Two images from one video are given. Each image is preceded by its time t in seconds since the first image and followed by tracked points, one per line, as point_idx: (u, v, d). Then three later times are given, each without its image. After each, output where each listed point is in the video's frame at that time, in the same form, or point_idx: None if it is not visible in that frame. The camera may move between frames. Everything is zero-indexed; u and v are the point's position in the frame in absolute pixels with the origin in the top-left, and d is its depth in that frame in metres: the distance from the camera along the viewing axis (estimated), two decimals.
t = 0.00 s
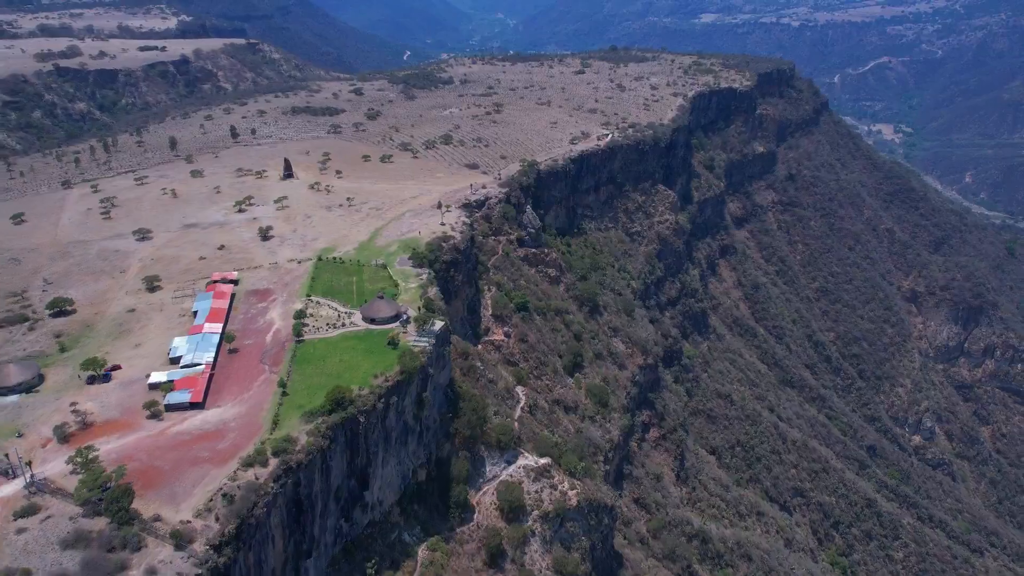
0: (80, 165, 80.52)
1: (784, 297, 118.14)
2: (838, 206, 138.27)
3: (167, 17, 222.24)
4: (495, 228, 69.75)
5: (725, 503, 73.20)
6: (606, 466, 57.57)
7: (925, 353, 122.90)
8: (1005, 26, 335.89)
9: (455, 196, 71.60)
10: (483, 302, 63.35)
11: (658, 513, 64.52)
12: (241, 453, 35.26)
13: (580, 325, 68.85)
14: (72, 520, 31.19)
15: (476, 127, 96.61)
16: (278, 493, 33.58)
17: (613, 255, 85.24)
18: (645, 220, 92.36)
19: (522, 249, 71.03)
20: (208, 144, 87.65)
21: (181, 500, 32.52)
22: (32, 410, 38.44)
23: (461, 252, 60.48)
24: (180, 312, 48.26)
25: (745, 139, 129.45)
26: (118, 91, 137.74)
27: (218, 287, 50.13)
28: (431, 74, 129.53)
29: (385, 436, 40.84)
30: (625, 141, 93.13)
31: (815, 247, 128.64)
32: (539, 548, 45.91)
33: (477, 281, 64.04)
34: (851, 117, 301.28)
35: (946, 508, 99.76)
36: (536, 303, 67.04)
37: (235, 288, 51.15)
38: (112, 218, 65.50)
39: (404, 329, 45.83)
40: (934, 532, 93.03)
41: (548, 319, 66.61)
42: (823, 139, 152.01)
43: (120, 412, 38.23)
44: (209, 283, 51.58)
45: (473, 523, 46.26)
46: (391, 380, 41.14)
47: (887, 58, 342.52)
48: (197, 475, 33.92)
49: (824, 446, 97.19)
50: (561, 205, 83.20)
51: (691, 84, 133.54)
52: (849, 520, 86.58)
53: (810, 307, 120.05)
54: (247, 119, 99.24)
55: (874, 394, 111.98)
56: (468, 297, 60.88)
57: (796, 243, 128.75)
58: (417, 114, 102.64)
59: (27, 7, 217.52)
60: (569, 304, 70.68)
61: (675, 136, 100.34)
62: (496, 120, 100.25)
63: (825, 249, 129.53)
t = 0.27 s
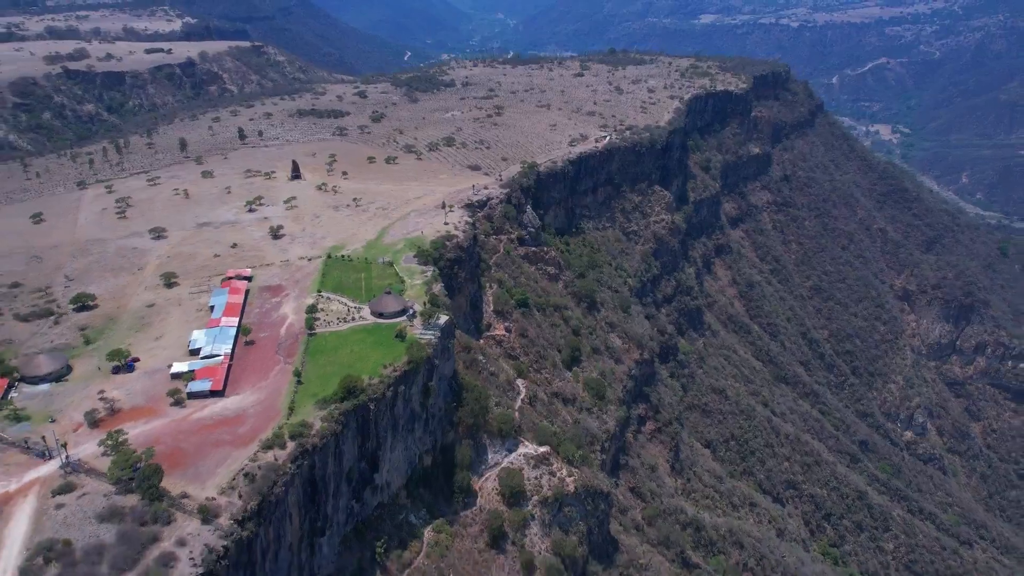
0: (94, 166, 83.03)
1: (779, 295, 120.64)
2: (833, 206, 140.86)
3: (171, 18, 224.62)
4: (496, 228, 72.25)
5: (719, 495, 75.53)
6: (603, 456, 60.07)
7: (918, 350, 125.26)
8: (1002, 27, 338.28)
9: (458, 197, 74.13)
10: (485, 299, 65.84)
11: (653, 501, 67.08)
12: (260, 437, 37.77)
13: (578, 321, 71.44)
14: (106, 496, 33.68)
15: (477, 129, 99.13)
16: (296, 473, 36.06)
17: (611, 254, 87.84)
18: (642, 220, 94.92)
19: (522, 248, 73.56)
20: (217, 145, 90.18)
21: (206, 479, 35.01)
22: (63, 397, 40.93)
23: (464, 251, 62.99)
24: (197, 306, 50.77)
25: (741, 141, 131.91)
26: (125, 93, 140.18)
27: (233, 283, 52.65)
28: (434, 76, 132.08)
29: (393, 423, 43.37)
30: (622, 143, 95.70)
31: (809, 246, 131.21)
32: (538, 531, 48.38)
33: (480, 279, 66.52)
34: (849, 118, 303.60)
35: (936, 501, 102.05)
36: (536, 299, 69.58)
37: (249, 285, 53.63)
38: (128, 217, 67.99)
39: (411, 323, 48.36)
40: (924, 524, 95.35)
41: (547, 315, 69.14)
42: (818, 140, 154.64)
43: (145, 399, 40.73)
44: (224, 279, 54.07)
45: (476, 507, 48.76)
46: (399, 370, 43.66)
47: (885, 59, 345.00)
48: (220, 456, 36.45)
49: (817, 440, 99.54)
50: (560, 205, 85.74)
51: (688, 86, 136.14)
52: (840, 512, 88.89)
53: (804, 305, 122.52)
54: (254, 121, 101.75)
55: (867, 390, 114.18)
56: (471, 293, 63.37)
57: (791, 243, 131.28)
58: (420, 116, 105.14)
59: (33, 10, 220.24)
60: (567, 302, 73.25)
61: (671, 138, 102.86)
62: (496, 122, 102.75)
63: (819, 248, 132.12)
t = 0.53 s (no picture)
0: (110, 167, 86.14)
1: (773, 293, 123.76)
2: (826, 206, 144.01)
3: (176, 20, 227.55)
4: (498, 227, 75.48)
5: (711, 485, 78.61)
6: (599, 444, 63.23)
7: (909, 347, 128.29)
8: (999, 29, 340.83)
9: (461, 197, 77.37)
10: (489, 295, 69.06)
11: (647, 489, 70.38)
12: (281, 419, 40.94)
13: (576, 317, 74.66)
14: (143, 471, 36.88)
15: (480, 132, 102.33)
16: (315, 451, 39.26)
17: (608, 252, 90.98)
18: (639, 220, 98.10)
19: (523, 246, 76.79)
20: (228, 147, 93.33)
21: (234, 456, 38.19)
22: (96, 383, 44.13)
23: (468, 249, 66.21)
24: (217, 300, 53.95)
25: (736, 143, 135.11)
26: (134, 95, 143.23)
27: (251, 278, 55.85)
28: (436, 79, 135.12)
29: (402, 408, 46.61)
30: (620, 145, 98.91)
31: (803, 246, 134.20)
32: (538, 512, 51.61)
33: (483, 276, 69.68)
34: (846, 119, 306.46)
35: (925, 494, 104.93)
36: (536, 296, 72.81)
37: (265, 280, 56.82)
38: (146, 216, 71.12)
39: (419, 315, 51.57)
40: (911, 515, 98.26)
41: (547, 310, 72.35)
42: (813, 142, 157.81)
43: (173, 384, 43.91)
44: (241, 275, 57.26)
45: (479, 489, 52.00)
46: (408, 359, 46.88)
47: (883, 60, 347.82)
48: (245, 436, 39.64)
49: (809, 434, 102.61)
50: (559, 205, 88.91)
51: (685, 90, 139.33)
52: (830, 503, 91.83)
53: (798, 303, 125.61)
54: (262, 123, 104.88)
55: (859, 386, 117.25)
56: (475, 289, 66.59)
57: (785, 242, 134.40)
58: (424, 119, 108.26)
59: (41, 12, 223.38)
60: (566, 298, 76.46)
61: (668, 141, 106.04)
62: (498, 125, 105.94)
63: (813, 248, 135.19)
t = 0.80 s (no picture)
0: (125, 168, 89.10)
1: (767, 291, 126.64)
2: (821, 206, 146.85)
3: (181, 22, 230.26)
4: (499, 226, 78.43)
5: (705, 475, 81.45)
6: (596, 433, 66.07)
7: (902, 344, 130.91)
8: (997, 29, 342.81)
9: (464, 197, 80.34)
10: (491, 290, 71.96)
11: (643, 477, 73.60)
12: (298, 405, 43.81)
13: (575, 312, 77.55)
14: (171, 451, 39.77)
15: (481, 134, 105.27)
16: (330, 434, 42.13)
17: (606, 251, 93.87)
18: (636, 219, 100.98)
19: (523, 245, 79.73)
20: (237, 149, 96.24)
21: (255, 438, 41.11)
22: (123, 371, 47.03)
23: (471, 246, 69.13)
24: (233, 295, 56.86)
25: (731, 144, 138.14)
26: (142, 97, 146.10)
27: (265, 274, 58.77)
28: (439, 82, 138.02)
29: (410, 396, 49.49)
30: (618, 146, 101.80)
31: (798, 244, 137.01)
32: (538, 496, 54.50)
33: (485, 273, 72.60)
34: (844, 120, 309.21)
35: (915, 487, 107.44)
36: (536, 292, 75.73)
37: (278, 276, 59.73)
38: (161, 215, 74.03)
39: (425, 309, 54.51)
40: (900, 507, 100.48)
41: (546, 306, 75.27)
42: (808, 143, 160.72)
43: (196, 372, 46.84)
44: (256, 271, 60.17)
45: (482, 474, 54.87)
46: (415, 349, 49.80)
47: (881, 61, 350.37)
48: (265, 420, 42.55)
49: (802, 428, 105.61)
50: (559, 205, 91.80)
51: (682, 92, 142.30)
52: (822, 494, 94.38)
53: (792, 300, 128.44)
54: (270, 125, 107.82)
55: (851, 382, 120.00)
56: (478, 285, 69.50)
57: (780, 241, 137.23)
58: (427, 121, 111.13)
59: (48, 15, 226.38)
60: (565, 295, 79.35)
61: (664, 142, 108.92)
62: (499, 126, 108.87)
63: (807, 246, 138.02)
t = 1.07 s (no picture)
0: (136, 169, 91.63)
1: (763, 289, 129.11)
2: (816, 206, 149.25)
3: (185, 24, 232.59)
4: (501, 225, 80.99)
5: (700, 467, 83.84)
6: (594, 424, 68.56)
7: (896, 341, 133.02)
8: (995, 30, 344.62)
9: (466, 197, 82.91)
10: (492, 287, 74.48)
11: (639, 467, 76.12)
12: (311, 392, 46.38)
13: (573, 308, 80.08)
14: (193, 435, 42.31)
15: (483, 135, 107.78)
16: (342, 420, 44.66)
17: (604, 249, 96.38)
18: (633, 218, 103.46)
19: (523, 243, 82.24)
20: (245, 150, 98.74)
21: (271, 423, 43.66)
22: (144, 361, 49.56)
23: (473, 244, 71.70)
24: (246, 291, 59.41)
25: (728, 145, 140.68)
26: (148, 99, 148.53)
27: (276, 271, 61.31)
28: (440, 84, 140.54)
29: (416, 386, 52.05)
30: (616, 147, 104.26)
31: (793, 243, 139.45)
32: (537, 482, 57.03)
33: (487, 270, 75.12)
34: (842, 120, 311.54)
35: (908, 480, 109.60)
36: (537, 288, 78.28)
37: (289, 272, 62.26)
38: (173, 214, 76.56)
39: (430, 304, 57.09)
40: (892, 499, 102.31)
41: (546, 302, 77.81)
42: (804, 144, 163.20)
43: (213, 363, 49.39)
44: (267, 267, 62.71)
45: (484, 461, 57.38)
46: (421, 341, 52.38)
47: (880, 61, 352.35)
48: (280, 407, 45.11)
49: (796, 422, 107.90)
50: (558, 205, 94.31)
51: (679, 94, 144.79)
52: (815, 486, 96.58)
53: (788, 298, 130.88)
54: (276, 126, 110.31)
55: (845, 378, 122.39)
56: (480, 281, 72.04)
57: (776, 240, 139.65)
58: (429, 122, 113.65)
59: (53, 16, 228.75)
60: (565, 292, 81.87)
61: (661, 143, 111.41)
62: (500, 128, 111.40)
63: (802, 245, 140.45)
